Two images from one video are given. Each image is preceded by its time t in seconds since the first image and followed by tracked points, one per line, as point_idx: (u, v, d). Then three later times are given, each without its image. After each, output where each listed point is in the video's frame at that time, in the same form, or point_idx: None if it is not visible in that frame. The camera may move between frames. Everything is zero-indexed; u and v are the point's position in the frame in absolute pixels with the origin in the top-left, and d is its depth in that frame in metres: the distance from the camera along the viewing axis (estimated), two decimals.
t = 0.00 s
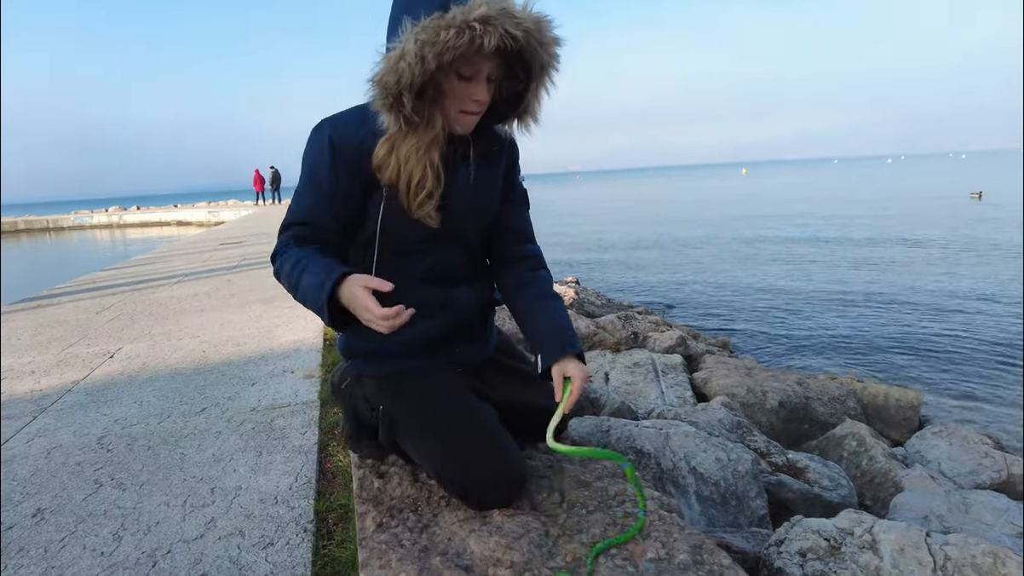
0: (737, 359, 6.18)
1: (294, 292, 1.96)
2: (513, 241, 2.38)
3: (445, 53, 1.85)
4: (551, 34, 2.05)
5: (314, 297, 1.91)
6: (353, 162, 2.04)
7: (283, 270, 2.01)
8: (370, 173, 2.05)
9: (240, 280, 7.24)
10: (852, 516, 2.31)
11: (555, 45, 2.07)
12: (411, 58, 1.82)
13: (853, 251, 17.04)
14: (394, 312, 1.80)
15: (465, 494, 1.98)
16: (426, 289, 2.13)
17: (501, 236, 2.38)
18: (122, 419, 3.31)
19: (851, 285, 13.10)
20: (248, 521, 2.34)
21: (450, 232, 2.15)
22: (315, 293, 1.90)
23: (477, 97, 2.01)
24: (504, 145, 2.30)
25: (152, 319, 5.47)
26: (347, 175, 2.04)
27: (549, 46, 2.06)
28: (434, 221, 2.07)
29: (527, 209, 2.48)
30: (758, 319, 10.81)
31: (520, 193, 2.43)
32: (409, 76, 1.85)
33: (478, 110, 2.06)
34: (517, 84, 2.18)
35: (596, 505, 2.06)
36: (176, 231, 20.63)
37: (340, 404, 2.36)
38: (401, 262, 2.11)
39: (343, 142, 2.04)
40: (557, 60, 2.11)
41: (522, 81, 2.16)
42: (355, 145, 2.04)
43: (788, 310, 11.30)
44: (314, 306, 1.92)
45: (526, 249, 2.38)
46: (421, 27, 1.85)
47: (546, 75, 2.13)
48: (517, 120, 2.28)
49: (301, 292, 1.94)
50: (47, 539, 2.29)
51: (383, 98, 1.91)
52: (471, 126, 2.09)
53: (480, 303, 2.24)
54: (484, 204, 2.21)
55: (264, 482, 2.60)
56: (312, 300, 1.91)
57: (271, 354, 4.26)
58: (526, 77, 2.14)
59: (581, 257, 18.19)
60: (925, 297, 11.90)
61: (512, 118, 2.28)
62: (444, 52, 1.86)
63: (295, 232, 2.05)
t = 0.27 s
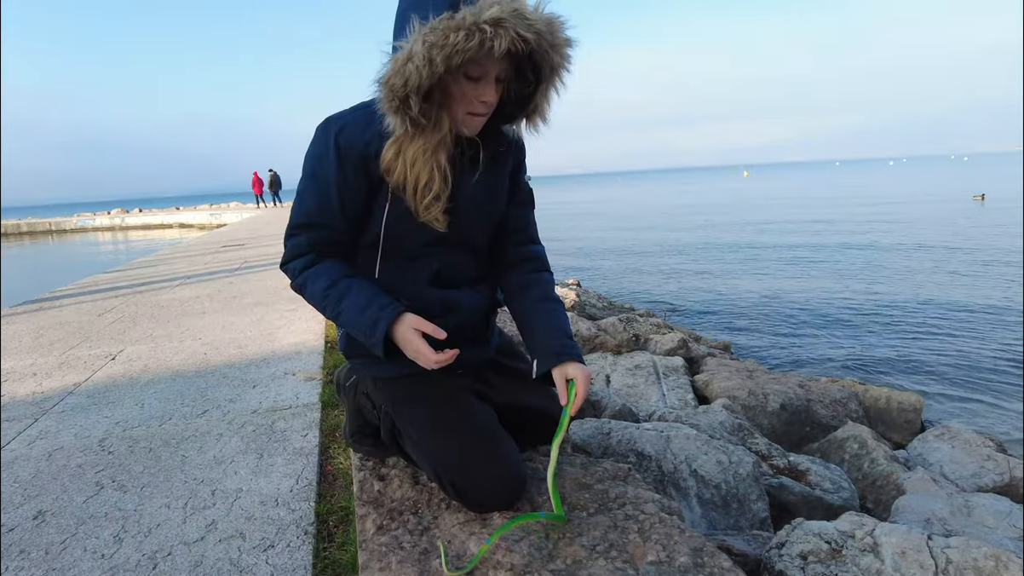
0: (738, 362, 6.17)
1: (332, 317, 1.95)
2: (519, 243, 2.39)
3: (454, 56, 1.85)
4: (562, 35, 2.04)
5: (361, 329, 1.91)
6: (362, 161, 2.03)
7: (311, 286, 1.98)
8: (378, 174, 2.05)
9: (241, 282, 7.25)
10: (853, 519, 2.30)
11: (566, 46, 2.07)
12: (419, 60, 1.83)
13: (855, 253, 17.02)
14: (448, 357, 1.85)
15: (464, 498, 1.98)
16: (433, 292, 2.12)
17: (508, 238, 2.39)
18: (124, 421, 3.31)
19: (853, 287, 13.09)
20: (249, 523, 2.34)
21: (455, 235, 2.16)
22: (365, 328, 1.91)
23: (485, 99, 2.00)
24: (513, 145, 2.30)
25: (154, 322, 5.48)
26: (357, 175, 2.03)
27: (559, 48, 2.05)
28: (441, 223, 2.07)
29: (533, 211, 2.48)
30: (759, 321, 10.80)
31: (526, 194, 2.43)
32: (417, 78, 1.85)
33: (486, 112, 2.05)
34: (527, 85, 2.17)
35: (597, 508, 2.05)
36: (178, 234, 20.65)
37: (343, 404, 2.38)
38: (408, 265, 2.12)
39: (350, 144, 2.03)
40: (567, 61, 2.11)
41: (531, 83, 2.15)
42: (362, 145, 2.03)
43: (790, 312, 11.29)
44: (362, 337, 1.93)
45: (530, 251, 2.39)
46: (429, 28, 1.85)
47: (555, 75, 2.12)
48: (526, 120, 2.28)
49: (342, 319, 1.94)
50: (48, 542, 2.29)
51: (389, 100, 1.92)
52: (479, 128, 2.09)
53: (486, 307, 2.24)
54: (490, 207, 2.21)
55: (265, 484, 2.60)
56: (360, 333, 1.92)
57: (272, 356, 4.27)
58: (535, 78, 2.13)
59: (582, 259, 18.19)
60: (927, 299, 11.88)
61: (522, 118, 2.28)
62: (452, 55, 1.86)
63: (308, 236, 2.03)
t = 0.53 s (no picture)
0: (740, 364, 6.17)
1: (323, 315, 1.92)
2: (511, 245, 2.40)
3: (442, 59, 1.87)
4: (546, 39, 2.06)
5: (352, 326, 1.89)
6: (356, 165, 2.05)
7: (305, 285, 1.97)
8: (371, 177, 2.06)
9: (242, 285, 7.25)
10: (854, 521, 2.30)
11: (551, 50, 2.08)
12: (408, 63, 1.84)
13: (856, 255, 17.01)
14: (434, 351, 1.80)
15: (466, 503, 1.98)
16: (430, 292, 2.12)
17: (500, 240, 2.40)
18: (125, 423, 3.32)
19: (854, 289, 13.07)
20: (250, 525, 2.34)
21: (448, 236, 2.16)
22: (354, 324, 1.88)
23: (474, 102, 2.01)
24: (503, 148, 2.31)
25: (155, 324, 5.48)
26: (352, 178, 2.04)
27: (543, 51, 2.07)
28: (432, 223, 2.06)
29: (525, 214, 2.50)
30: (760, 323, 10.78)
31: (519, 197, 2.44)
32: (406, 81, 1.86)
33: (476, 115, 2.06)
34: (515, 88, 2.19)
35: (597, 510, 2.05)
36: (179, 236, 20.65)
37: (343, 408, 2.39)
38: (403, 267, 2.12)
39: (344, 148, 2.04)
40: (552, 65, 2.12)
41: (519, 87, 2.15)
42: (355, 147, 2.04)
43: (791, 314, 11.28)
44: (352, 334, 1.90)
45: (522, 254, 2.40)
46: (418, 32, 1.86)
47: (541, 80, 2.14)
48: (515, 124, 2.28)
49: (333, 317, 1.91)
50: (49, 544, 2.29)
51: (380, 102, 1.93)
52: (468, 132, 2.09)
53: (481, 307, 2.24)
54: (481, 208, 2.22)
55: (265, 487, 2.60)
56: (350, 330, 1.89)
57: (273, 358, 4.27)
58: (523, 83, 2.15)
59: (583, 262, 18.19)
60: (929, 302, 11.86)
61: (511, 122, 2.28)
62: (440, 57, 1.87)
63: (304, 236, 2.02)
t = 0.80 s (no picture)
0: (741, 366, 6.16)
1: (315, 319, 1.92)
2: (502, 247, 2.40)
3: (427, 64, 1.89)
4: (524, 45, 2.09)
5: (342, 329, 1.88)
6: (347, 172, 2.06)
7: (297, 291, 1.97)
8: (360, 182, 2.06)
9: (243, 287, 7.25)
10: (856, 523, 2.29)
11: (529, 54, 2.12)
12: (393, 68, 1.86)
13: (858, 257, 17.00)
14: (423, 351, 1.80)
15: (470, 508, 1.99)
16: (424, 294, 2.11)
17: (490, 242, 2.40)
18: (126, 425, 3.31)
19: (856, 291, 13.07)
20: (251, 527, 2.34)
21: (440, 238, 2.16)
22: (344, 327, 1.88)
23: (457, 107, 2.02)
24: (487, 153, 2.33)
25: (156, 326, 5.48)
26: (342, 184, 2.05)
27: (522, 56, 2.10)
28: (417, 224, 2.06)
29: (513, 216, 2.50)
30: (762, 325, 10.77)
31: (505, 200, 2.45)
32: (392, 85, 1.88)
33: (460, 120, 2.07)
34: (497, 93, 2.21)
35: (599, 512, 2.05)
36: (180, 238, 20.65)
37: (342, 412, 2.39)
38: (399, 269, 2.11)
39: (334, 155, 2.06)
40: (530, 69, 2.15)
41: (499, 91, 2.20)
42: (347, 154, 2.07)
43: (792, 316, 11.27)
44: (343, 336, 1.89)
45: (513, 255, 2.40)
46: (403, 38, 1.89)
47: (520, 84, 2.17)
48: (497, 128, 2.30)
49: (325, 321, 1.91)
50: (50, 546, 2.28)
51: (367, 107, 1.94)
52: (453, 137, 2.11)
53: (479, 309, 2.23)
54: (469, 210, 2.22)
55: (266, 489, 2.60)
56: (341, 332, 1.89)
57: (274, 360, 4.27)
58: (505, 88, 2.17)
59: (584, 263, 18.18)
60: (930, 304, 11.85)
61: (493, 127, 2.30)
62: (424, 62, 1.89)
63: (297, 243, 2.02)
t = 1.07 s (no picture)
0: (742, 368, 6.15)
1: (314, 319, 1.92)
2: (499, 247, 2.40)
3: (418, 64, 1.89)
4: (513, 44, 2.10)
5: (341, 328, 1.88)
6: (342, 174, 2.05)
7: (296, 293, 1.97)
8: (356, 184, 2.06)
9: (244, 288, 7.25)
10: (859, 525, 2.29)
11: (518, 54, 2.13)
12: (385, 68, 1.86)
13: (859, 258, 16.98)
14: (423, 346, 1.81)
15: (472, 509, 1.99)
16: (424, 292, 2.11)
17: (486, 243, 2.41)
18: (127, 426, 3.32)
19: (857, 293, 13.06)
20: (252, 529, 2.34)
21: (437, 237, 2.16)
22: (343, 326, 1.88)
23: (450, 107, 2.02)
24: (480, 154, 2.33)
25: (157, 327, 5.48)
26: (338, 186, 2.05)
27: (512, 55, 2.11)
28: (412, 223, 2.06)
29: (509, 216, 2.50)
30: (763, 327, 10.76)
31: (500, 199, 2.45)
32: (385, 85, 1.88)
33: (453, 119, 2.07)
34: (489, 93, 2.21)
35: (600, 514, 2.05)
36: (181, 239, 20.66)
37: (342, 415, 2.39)
38: (398, 269, 2.11)
39: (330, 157, 2.06)
40: (520, 68, 2.16)
41: (490, 90, 2.20)
42: (342, 156, 2.07)
43: (793, 318, 11.26)
44: (342, 334, 1.89)
45: (510, 254, 2.39)
46: (394, 39, 1.89)
47: (511, 84, 2.17)
48: (489, 128, 2.30)
49: (323, 321, 1.91)
50: (52, 547, 2.29)
51: (361, 108, 1.94)
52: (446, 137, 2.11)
53: (479, 307, 2.23)
54: (465, 209, 2.22)
55: (268, 490, 2.59)
56: (340, 331, 1.89)
57: (276, 361, 4.27)
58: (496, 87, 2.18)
59: (585, 265, 18.19)
60: (931, 305, 11.84)
61: (485, 127, 2.30)
62: (416, 62, 1.89)
63: (294, 246, 2.02)
